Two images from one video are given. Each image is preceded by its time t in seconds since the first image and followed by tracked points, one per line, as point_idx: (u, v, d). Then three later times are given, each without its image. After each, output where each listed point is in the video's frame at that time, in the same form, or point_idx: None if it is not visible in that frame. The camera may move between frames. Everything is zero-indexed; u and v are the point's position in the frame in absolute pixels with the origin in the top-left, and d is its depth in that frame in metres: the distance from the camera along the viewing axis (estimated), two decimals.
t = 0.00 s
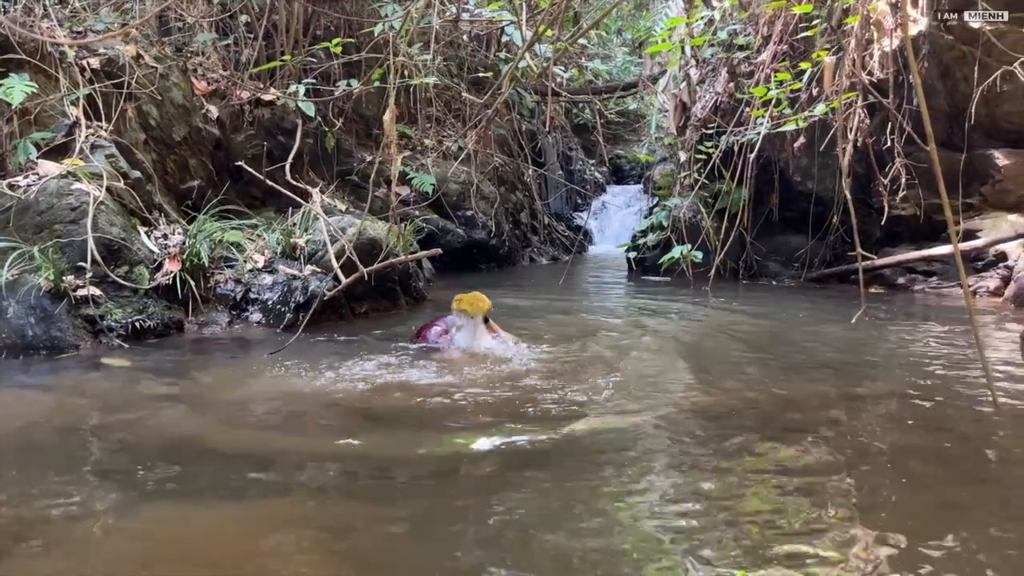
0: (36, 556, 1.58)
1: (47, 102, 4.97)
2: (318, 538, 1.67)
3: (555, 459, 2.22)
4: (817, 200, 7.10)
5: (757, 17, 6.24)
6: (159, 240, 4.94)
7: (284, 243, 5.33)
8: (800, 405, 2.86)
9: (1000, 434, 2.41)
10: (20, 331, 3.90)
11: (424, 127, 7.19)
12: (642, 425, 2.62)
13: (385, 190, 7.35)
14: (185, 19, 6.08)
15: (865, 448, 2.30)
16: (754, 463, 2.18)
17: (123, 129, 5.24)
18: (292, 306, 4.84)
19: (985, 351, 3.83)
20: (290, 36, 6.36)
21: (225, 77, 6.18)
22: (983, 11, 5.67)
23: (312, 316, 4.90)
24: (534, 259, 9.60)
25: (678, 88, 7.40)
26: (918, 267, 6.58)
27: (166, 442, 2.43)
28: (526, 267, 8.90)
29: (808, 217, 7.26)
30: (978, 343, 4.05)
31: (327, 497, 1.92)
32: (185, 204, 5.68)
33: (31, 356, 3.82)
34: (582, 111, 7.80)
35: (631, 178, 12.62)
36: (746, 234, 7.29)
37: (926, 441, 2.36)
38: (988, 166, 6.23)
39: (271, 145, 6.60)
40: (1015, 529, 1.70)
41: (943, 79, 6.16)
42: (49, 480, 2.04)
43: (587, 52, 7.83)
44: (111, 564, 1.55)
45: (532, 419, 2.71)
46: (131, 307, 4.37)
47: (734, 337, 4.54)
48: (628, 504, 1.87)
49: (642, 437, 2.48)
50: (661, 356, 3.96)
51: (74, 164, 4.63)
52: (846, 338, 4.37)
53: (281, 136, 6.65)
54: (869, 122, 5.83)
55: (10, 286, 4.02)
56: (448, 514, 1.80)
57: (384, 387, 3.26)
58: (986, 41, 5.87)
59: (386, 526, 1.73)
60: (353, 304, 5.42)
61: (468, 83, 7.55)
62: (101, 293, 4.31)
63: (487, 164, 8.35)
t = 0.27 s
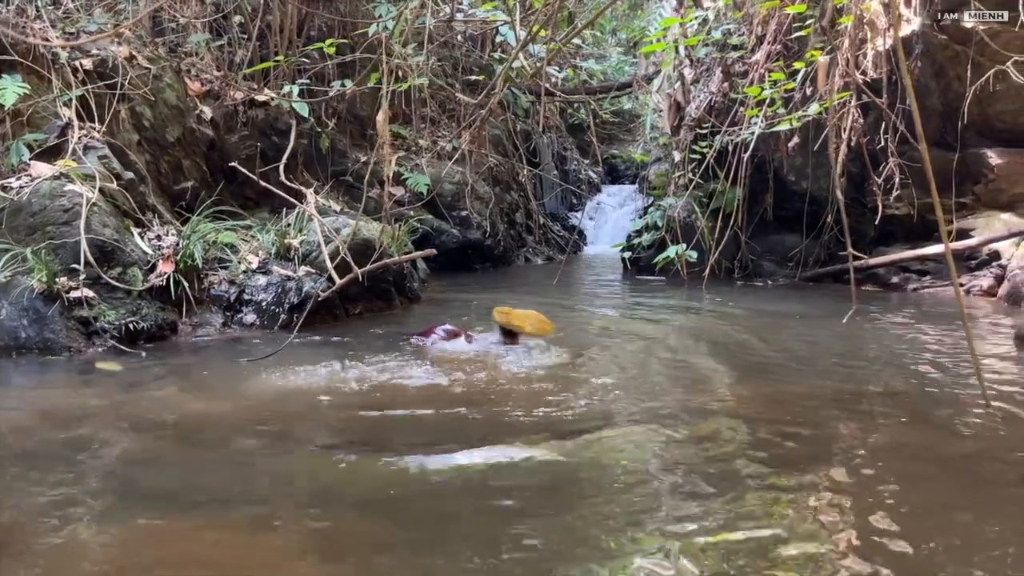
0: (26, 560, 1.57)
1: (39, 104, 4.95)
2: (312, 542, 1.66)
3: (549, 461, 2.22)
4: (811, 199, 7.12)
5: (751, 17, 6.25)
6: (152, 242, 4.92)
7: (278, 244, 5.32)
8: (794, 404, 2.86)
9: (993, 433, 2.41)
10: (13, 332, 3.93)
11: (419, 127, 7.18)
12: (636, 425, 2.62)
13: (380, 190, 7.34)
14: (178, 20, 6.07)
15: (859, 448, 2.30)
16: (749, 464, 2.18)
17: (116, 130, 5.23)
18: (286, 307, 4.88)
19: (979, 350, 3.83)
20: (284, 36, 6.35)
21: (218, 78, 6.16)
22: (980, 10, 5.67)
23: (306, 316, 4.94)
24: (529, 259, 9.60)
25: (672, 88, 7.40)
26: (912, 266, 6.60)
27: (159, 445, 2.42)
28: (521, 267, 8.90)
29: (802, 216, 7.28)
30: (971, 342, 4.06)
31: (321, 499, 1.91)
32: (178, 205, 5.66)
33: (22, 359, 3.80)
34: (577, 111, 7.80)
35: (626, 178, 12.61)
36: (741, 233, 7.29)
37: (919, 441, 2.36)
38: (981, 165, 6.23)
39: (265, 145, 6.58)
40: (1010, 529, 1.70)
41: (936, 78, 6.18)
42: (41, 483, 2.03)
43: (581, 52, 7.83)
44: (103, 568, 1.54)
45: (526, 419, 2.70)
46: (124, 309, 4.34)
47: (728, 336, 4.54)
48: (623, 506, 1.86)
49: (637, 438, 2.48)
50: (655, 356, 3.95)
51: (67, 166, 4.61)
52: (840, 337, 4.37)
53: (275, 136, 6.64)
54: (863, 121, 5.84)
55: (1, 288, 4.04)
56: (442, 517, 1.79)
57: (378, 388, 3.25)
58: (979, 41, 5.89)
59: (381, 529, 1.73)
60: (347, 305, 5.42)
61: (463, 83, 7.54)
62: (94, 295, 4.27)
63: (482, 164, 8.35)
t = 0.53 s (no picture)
0: (22, 559, 1.56)
1: (33, 103, 4.94)
2: (308, 540, 1.66)
3: (545, 460, 2.22)
4: (807, 199, 7.13)
5: (746, 16, 6.25)
6: (147, 242, 4.91)
7: (273, 244, 5.31)
8: (790, 403, 2.86)
9: (988, 432, 2.42)
10: (8, 333, 3.93)
11: (414, 127, 7.17)
12: (632, 425, 2.62)
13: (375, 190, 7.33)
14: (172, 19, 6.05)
15: (854, 447, 2.30)
16: (744, 462, 2.18)
17: (111, 130, 5.21)
18: (281, 307, 4.89)
19: (974, 349, 3.84)
20: (279, 36, 6.34)
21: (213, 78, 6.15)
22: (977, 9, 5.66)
23: (301, 316, 4.95)
24: (526, 259, 9.60)
25: (668, 88, 7.41)
26: (908, 265, 6.61)
27: (154, 445, 2.41)
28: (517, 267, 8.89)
29: (797, 216, 7.30)
30: (967, 341, 4.06)
31: (316, 499, 1.90)
32: (173, 205, 5.65)
33: (17, 360, 3.79)
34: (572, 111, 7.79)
35: (622, 177, 12.61)
36: (736, 233, 7.29)
37: (914, 439, 2.36)
38: (977, 164, 6.28)
39: (261, 145, 6.57)
40: (1005, 526, 1.70)
41: (931, 77, 6.20)
42: (36, 484, 2.03)
43: (576, 52, 7.82)
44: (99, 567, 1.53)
45: (522, 418, 2.70)
46: (119, 309, 4.34)
47: (724, 336, 4.54)
48: (619, 504, 1.86)
49: (633, 436, 2.48)
50: (651, 355, 3.95)
51: (61, 166, 4.60)
52: (836, 336, 4.38)
53: (270, 136, 6.62)
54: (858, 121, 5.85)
55: None
56: (438, 515, 1.79)
57: (374, 387, 3.25)
58: (974, 40, 5.90)
59: (376, 526, 1.73)
60: (343, 305, 5.42)
61: (458, 83, 7.53)
62: (89, 295, 4.28)
63: (478, 164, 8.34)
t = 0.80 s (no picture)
0: (19, 560, 1.56)
1: (31, 103, 4.94)
2: (305, 540, 1.66)
3: (542, 459, 2.22)
4: (805, 198, 7.14)
5: (745, 16, 6.27)
6: (145, 241, 4.91)
7: (272, 244, 5.31)
8: (788, 403, 2.87)
9: (986, 432, 2.42)
10: (5, 333, 3.89)
11: (412, 126, 7.17)
12: (630, 424, 2.62)
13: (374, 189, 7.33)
14: (170, 18, 6.10)
15: (852, 446, 2.30)
16: (742, 462, 2.18)
17: (109, 130, 5.20)
18: (280, 307, 4.82)
19: (971, 348, 3.85)
20: (277, 35, 6.33)
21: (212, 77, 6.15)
22: (977, 9, 5.69)
23: (301, 316, 4.87)
24: (524, 259, 9.60)
25: (666, 88, 7.42)
26: (905, 264, 6.62)
27: (152, 445, 2.41)
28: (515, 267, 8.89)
29: (795, 215, 7.30)
30: (964, 341, 4.06)
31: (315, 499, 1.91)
32: (172, 205, 5.65)
33: (14, 359, 3.78)
34: (571, 111, 7.80)
35: (620, 177, 12.61)
36: (734, 232, 7.29)
37: (912, 439, 2.36)
38: (974, 164, 6.26)
39: (259, 145, 6.56)
40: (1002, 525, 1.70)
41: (929, 77, 6.18)
42: (34, 484, 2.02)
43: (574, 52, 7.82)
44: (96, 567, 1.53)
45: (520, 418, 2.70)
46: (117, 309, 4.34)
47: (722, 335, 4.54)
48: (616, 504, 1.87)
49: (631, 436, 2.48)
50: (649, 355, 3.95)
51: (59, 165, 4.59)
52: (834, 336, 4.38)
53: (268, 136, 6.61)
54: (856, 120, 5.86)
55: None
56: (435, 516, 1.79)
57: (372, 388, 3.24)
58: (972, 40, 5.91)
59: (374, 527, 1.73)
60: (341, 305, 5.42)
61: (457, 83, 7.53)
62: (87, 295, 4.27)
63: (476, 164, 8.34)
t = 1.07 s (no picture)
0: (20, 558, 1.56)
1: (32, 102, 4.94)
2: (308, 542, 1.65)
3: (544, 459, 2.22)
4: (805, 199, 7.13)
5: (745, 16, 6.28)
6: (146, 241, 4.91)
7: (272, 243, 5.31)
8: (789, 404, 2.87)
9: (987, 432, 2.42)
10: (6, 332, 3.92)
11: (412, 126, 7.16)
12: (632, 424, 2.61)
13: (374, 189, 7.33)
14: (171, 17, 6.12)
15: (854, 447, 2.30)
16: (744, 462, 2.17)
17: (109, 129, 5.20)
18: (280, 306, 4.86)
19: (971, 349, 3.85)
20: (278, 35, 6.33)
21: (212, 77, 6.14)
22: (976, 9, 5.71)
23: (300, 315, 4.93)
24: (524, 259, 9.60)
25: (667, 88, 7.42)
26: (905, 265, 6.62)
27: (153, 444, 2.40)
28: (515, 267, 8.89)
29: (795, 216, 7.29)
30: (965, 342, 4.06)
31: (317, 499, 1.91)
32: (172, 204, 5.64)
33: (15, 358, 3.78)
34: (571, 111, 7.80)
35: (619, 178, 12.60)
36: (734, 233, 7.29)
37: (913, 439, 2.36)
38: (975, 165, 6.27)
39: (259, 145, 6.55)
40: (1005, 526, 1.70)
41: (929, 78, 6.19)
42: (35, 483, 2.02)
43: (574, 52, 7.81)
44: (98, 566, 1.53)
45: (521, 418, 2.69)
46: (118, 308, 4.34)
47: (722, 336, 4.54)
48: (618, 505, 1.87)
49: (632, 436, 2.47)
50: (649, 356, 3.94)
51: (59, 164, 4.59)
52: (834, 336, 4.38)
53: (268, 136, 6.61)
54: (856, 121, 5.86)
55: None
56: (437, 517, 1.79)
57: (372, 387, 3.23)
58: (972, 41, 5.91)
59: (377, 528, 1.72)
60: (341, 305, 5.41)
61: (457, 82, 7.53)
62: (88, 294, 4.27)
63: (476, 164, 8.34)
